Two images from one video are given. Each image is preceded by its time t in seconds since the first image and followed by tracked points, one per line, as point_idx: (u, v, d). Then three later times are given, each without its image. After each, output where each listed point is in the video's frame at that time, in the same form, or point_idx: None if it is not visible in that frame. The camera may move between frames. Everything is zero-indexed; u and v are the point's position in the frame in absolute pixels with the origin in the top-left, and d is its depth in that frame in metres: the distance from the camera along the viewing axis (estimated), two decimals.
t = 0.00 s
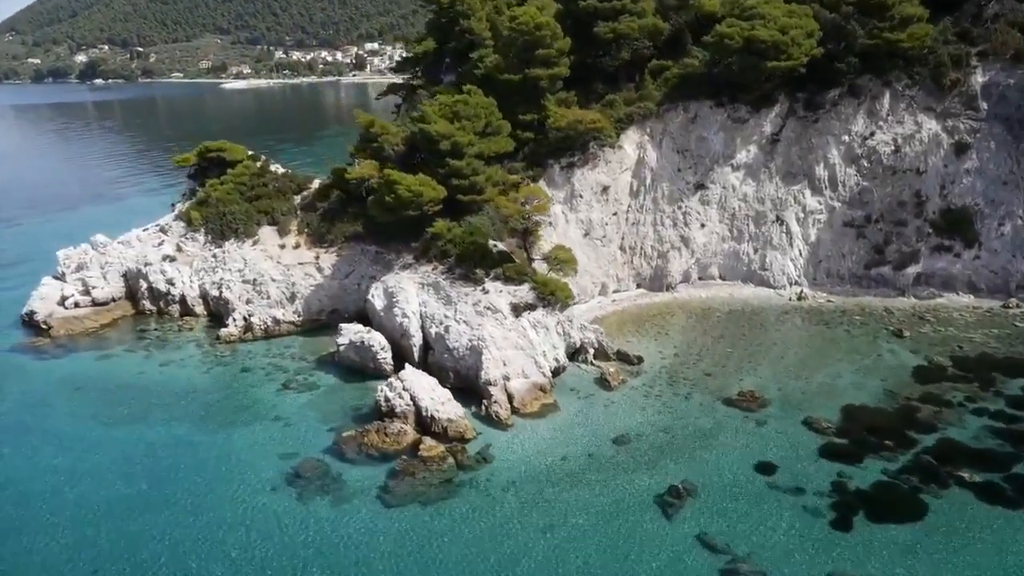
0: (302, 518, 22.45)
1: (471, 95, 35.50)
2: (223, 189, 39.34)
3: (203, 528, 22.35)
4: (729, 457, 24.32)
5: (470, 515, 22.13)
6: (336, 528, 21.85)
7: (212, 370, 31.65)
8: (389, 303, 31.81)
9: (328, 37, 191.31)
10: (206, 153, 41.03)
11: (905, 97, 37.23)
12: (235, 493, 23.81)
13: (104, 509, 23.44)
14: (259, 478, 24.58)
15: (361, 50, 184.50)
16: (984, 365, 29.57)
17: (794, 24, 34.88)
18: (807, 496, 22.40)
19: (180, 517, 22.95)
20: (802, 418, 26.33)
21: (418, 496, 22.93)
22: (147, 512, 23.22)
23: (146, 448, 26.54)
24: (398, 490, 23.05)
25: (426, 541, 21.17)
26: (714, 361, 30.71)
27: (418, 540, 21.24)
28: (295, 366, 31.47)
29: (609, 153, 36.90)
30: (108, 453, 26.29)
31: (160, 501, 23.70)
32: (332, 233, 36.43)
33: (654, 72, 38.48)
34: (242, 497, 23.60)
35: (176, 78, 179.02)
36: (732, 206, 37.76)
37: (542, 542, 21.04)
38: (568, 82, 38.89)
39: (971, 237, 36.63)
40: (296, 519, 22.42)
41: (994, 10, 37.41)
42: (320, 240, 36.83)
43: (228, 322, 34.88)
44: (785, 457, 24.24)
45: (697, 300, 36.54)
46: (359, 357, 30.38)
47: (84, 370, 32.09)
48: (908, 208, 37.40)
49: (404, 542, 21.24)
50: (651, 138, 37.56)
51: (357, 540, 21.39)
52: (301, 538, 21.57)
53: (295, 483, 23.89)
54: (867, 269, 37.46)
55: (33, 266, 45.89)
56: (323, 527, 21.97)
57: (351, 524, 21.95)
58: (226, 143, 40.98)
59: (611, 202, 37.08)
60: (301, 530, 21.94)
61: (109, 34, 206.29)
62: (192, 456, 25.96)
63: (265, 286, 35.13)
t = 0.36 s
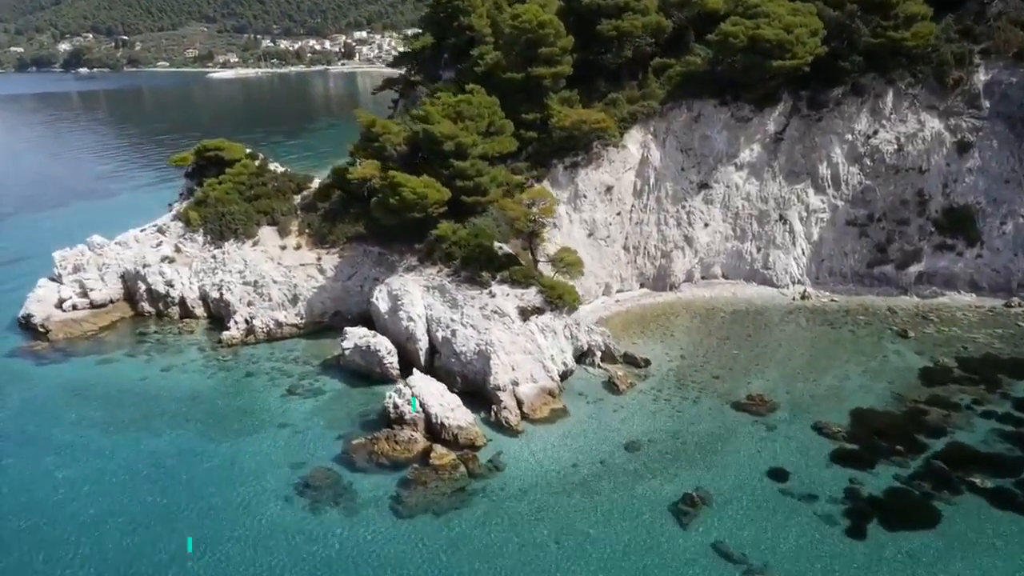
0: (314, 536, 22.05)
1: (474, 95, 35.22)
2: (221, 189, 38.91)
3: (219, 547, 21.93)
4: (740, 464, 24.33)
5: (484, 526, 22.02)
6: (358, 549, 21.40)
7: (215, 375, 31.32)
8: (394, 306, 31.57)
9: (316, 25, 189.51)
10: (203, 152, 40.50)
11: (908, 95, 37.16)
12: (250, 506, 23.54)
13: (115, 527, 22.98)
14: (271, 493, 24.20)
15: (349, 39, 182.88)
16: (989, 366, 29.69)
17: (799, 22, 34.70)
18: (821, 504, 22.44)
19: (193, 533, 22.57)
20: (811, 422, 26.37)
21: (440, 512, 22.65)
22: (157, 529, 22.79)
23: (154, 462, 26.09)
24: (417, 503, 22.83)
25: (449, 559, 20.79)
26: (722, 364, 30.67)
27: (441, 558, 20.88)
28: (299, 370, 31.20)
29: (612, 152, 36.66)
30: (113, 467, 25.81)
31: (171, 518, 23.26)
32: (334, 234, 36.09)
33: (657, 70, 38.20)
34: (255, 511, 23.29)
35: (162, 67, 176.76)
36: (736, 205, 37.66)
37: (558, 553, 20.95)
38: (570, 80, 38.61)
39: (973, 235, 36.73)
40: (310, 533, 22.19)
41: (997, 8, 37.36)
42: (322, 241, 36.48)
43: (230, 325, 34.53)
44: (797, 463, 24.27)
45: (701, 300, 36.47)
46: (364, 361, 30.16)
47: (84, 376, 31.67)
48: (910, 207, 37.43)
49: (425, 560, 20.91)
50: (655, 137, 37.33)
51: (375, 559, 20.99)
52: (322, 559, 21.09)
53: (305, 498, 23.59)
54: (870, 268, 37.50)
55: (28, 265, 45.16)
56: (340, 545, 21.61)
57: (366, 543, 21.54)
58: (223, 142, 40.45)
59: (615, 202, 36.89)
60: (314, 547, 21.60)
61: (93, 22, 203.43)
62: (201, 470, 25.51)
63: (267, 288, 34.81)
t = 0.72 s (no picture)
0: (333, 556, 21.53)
1: (480, 93, 34.88)
2: (223, 186, 38.47)
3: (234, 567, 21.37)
4: (754, 468, 24.32)
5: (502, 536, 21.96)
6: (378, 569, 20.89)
7: (222, 378, 31.05)
8: (402, 308, 31.37)
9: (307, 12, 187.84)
10: (204, 150, 39.90)
11: (915, 92, 37.03)
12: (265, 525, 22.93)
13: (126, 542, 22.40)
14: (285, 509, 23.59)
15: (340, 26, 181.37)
16: (998, 366, 29.79)
17: (807, 19, 34.48)
18: (837, 509, 22.48)
19: (206, 552, 21.95)
20: (823, 425, 26.40)
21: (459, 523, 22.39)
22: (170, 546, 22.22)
23: (162, 476, 25.44)
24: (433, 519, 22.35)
25: None
26: (731, 365, 30.60)
27: None
28: (307, 373, 31.02)
29: (619, 150, 36.41)
30: (120, 482, 25.04)
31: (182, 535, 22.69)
32: (338, 233, 35.75)
33: (662, 67, 37.94)
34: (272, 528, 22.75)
35: (151, 55, 174.62)
36: (742, 203, 37.55)
37: (577, 562, 20.91)
38: (575, 77, 38.34)
39: (979, 233, 36.76)
40: (325, 543, 22.06)
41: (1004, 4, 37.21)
42: (326, 240, 36.14)
43: (234, 326, 34.37)
44: (811, 467, 24.28)
45: (708, 298, 36.38)
46: (372, 363, 29.91)
47: (89, 380, 31.31)
48: (916, 204, 37.41)
49: None
50: (661, 134, 37.07)
51: None
52: None
53: (322, 514, 23.07)
54: (876, 265, 37.50)
55: (26, 263, 44.53)
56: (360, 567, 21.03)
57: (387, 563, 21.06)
58: (225, 139, 39.77)
59: (622, 200, 36.61)
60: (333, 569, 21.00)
61: (79, 8, 200.71)
62: (211, 485, 24.88)
63: (271, 288, 34.65)
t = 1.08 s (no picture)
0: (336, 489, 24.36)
1: (485, 89, 34.49)
2: (223, 182, 38.18)
3: (250, 503, 24.05)
4: (767, 470, 24.36)
5: (518, 546, 21.90)
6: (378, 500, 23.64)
7: (228, 379, 30.80)
8: (409, 307, 31.20)
9: None
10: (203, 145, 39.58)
11: (920, 87, 36.91)
12: (272, 471, 25.60)
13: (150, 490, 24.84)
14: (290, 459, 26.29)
15: (330, 10, 179.46)
16: (1005, 364, 29.92)
17: (814, 14, 34.26)
18: (851, 512, 22.56)
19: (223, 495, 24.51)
20: (833, 425, 26.47)
21: (471, 512, 22.97)
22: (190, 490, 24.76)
23: (177, 428, 28.23)
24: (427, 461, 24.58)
25: (461, 507, 23.10)
26: (739, 363, 30.59)
27: (455, 508, 23.09)
28: (314, 374, 30.80)
29: (625, 146, 36.17)
30: (136, 446, 27.11)
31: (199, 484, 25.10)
32: (342, 231, 35.42)
33: (667, 61, 37.68)
34: (277, 471, 25.52)
35: (138, 39, 172.23)
36: (747, 198, 37.44)
37: (595, 569, 20.92)
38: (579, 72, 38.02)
39: (983, 228, 36.81)
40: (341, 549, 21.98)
41: None
42: (329, 237, 35.78)
43: (238, 325, 34.07)
44: (824, 469, 24.32)
45: (714, 294, 36.31)
46: (380, 363, 29.74)
47: (93, 382, 31.01)
48: (921, 199, 37.39)
49: (441, 517, 22.87)
50: (667, 129, 36.81)
51: (394, 508, 23.24)
52: (348, 506, 23.39)
53: (322, 455, 26.07)
54: (880, 260, 37.53)
55: (24, 259, 43.91)
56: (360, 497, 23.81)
57: (384, 495, 23.77)
58: (224, 134, 39.44)
59: (627, 196, 36.44)
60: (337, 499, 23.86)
61: None
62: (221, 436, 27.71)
63: (275, 287, 34.33)
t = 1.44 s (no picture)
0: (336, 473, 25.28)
1: (489, 82, 34.14)
2: (224, 177, 37.77)
3: (252, 486, 24.94)
4: (780, 470, 24.43)
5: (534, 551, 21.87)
6: (377, 482, 24.49)
7: (234, 379, 30.56)
8: (416, 304, 31.02)
9: None
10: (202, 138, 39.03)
11: (926, 79, 36.76)
12: (273, 455, 26.37)
13: (155, 474, 25.65)
14: (290, 443, 26.98)
15: None
16: (1012, 359, 30.07)
17: (822, 7, 34.00)
18: (864, 512, 22.69)
19: (225, 479, 25.37)
20: (844, 423, 26.57)
21: (475, 508, 23.29)
22: (194, 474, 25.60)
23: (180, 412, 28.97)
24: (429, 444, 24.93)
25: (461, 490, 23.76)
26: (748, 360, 30.61)
27: (455, 490, 23.81)
28: (321, 373, 30.60)
29: (630, 139, 35.91)
30: (135, 430, 27.85)
31: (203, 470, 25.86)
32: (346, 226, 35.13)
33: (672, 53, 37.36)
34: (278, 455, 26.32)
35: (125, 22, 169.63)
36: (752, 191, 37.32)
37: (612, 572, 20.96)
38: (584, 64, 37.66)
39: (987, 221, 36.86)
40: (356, 554, 21.95)
41: None
42: (333, 233, 35.47)
43: (242, 322, 33.80)
44: (836, 468, 24.43)
45: (719, 288, 36.26)
46: (389, 362, 29.57)
47: (97, 382, 30.72)
48: (925, 192, 37.37)
49: (441, 500, 23.73)
50: (673, 123, 36.56)
51: (394, 491, 24.03)
52: (348, 489, 24.24)
53: (321, 438, 26.80)
54: (884, 253, 37.58)
55: (23, 254, 43.31)
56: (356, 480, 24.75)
57: (383, 478, 24.60)
58: (223, 127, 38.87)
59: (633, 190, 36.24)
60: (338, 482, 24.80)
61: None
62: (223, 420, 28.62)
63: (279, 283, 34.01)
